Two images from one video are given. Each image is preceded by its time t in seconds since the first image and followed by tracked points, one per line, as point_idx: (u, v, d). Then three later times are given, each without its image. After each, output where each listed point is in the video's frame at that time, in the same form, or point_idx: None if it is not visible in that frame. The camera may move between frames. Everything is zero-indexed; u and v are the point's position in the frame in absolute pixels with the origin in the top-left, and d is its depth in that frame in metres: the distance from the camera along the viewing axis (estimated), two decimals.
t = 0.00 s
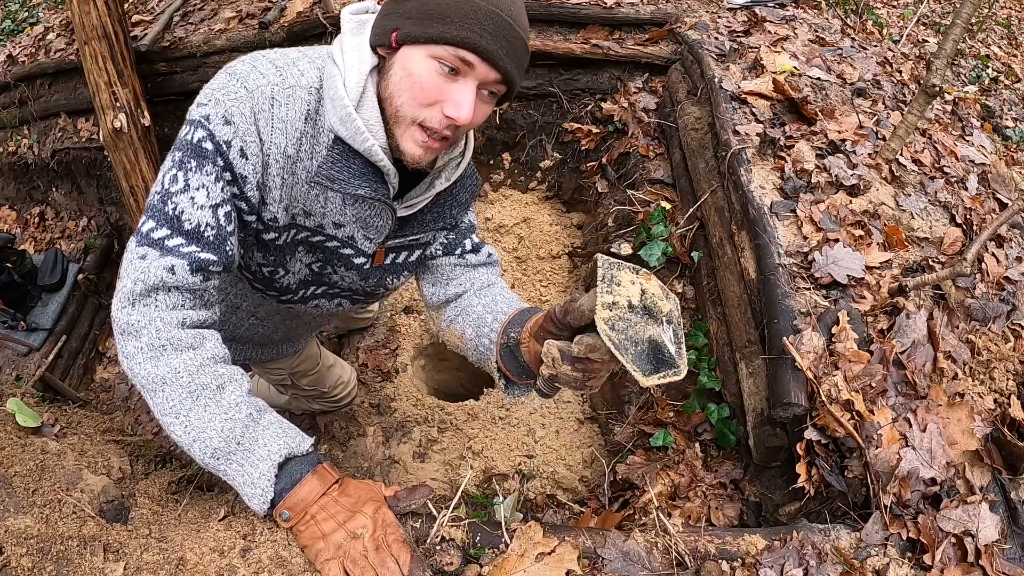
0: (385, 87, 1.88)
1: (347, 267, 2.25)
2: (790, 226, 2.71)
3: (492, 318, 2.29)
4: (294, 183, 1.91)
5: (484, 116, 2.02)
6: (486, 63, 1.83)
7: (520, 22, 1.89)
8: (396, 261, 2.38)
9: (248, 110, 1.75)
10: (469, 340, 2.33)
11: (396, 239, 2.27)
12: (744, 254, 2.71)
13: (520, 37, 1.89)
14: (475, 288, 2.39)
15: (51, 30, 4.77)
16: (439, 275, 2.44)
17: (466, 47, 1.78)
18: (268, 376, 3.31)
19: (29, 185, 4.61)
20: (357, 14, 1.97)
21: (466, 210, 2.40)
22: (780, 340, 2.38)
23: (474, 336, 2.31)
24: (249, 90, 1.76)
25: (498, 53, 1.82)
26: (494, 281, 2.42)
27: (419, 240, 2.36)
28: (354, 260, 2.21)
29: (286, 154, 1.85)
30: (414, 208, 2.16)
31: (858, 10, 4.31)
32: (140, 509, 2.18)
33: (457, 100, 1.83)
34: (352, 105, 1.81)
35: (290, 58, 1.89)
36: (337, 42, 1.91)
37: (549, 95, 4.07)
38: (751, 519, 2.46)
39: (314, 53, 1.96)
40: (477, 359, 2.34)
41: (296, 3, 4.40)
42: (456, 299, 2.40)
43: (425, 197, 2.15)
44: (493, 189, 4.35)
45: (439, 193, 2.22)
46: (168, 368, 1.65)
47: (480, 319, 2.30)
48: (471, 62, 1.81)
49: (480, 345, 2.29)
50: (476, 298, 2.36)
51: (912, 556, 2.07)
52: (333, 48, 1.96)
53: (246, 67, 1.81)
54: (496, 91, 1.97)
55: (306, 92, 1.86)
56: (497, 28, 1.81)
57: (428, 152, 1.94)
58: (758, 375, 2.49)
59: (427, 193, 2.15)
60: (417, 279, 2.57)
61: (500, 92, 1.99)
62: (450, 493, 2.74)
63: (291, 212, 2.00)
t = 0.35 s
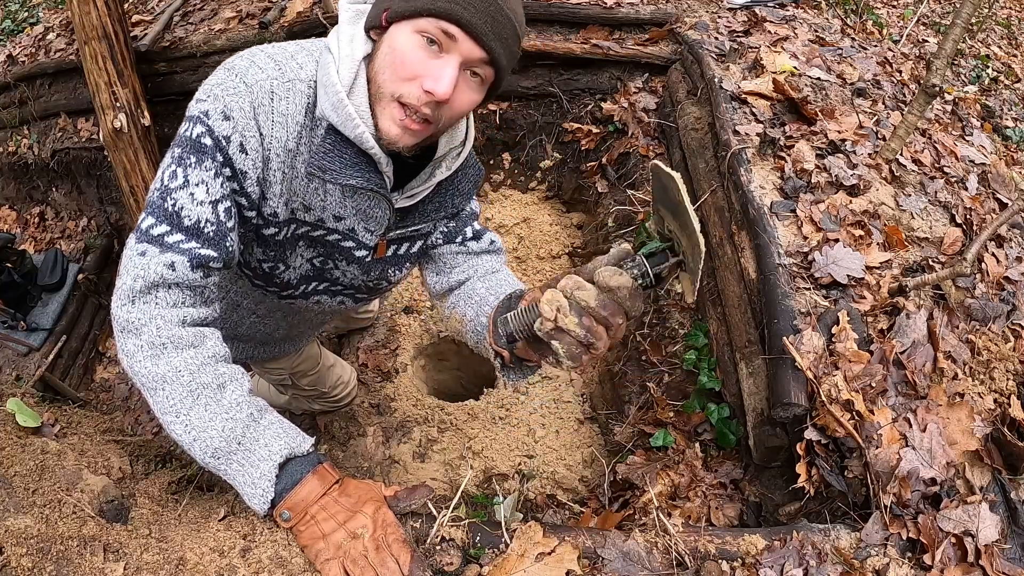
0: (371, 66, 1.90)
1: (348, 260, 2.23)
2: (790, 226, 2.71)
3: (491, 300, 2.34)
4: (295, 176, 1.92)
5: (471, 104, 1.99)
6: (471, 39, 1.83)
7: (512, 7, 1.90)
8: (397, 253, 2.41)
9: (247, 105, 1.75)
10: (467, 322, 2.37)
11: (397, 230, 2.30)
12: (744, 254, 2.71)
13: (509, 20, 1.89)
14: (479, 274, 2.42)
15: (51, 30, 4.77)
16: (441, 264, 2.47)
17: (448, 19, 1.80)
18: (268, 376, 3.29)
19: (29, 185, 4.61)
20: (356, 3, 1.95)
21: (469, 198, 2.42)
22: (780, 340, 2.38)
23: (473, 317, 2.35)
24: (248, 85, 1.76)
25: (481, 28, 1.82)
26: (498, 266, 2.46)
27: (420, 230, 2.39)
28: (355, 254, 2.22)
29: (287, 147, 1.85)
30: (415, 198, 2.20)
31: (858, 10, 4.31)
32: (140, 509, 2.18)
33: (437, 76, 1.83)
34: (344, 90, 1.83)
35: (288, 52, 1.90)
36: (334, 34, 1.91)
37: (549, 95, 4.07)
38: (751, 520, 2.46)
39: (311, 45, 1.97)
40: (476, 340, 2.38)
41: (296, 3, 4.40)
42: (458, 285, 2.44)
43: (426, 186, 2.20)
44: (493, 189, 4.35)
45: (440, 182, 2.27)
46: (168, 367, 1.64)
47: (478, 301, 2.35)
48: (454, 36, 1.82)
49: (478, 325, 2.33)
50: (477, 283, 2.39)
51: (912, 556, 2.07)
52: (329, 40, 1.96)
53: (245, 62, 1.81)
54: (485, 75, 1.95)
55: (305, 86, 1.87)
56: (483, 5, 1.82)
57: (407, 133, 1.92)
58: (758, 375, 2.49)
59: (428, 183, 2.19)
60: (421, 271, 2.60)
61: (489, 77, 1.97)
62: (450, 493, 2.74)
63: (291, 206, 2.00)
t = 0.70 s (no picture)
0: (368, 73, 1.90)
1: (348, 262, 2.24)
2: (790, 226, 2.71)
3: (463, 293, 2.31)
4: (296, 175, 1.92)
5: (468, 113, 1.99)
6: (466, 49, 1.83)
7: (512, 19, 1.89)
8: (396, 252, 2.43)
9: (249, 103, 1.75)
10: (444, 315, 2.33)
11: (399, 230, 2.32)
12: (744, 255, 2.71)
13: (508, 30, 1.88)
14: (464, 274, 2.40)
15: (51, 30, 4.77)
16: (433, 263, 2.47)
17: (443, 29, 1.79)
18: (269, 375, 3.25)
19: (29, 185, 4.61)
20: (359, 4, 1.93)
21: (468, 199, 2.43)
22: (780, 340, 2.38)
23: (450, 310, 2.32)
24: (251, 83, 1.77)
25: (477, 39, 1.82)
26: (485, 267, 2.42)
27: (419, 231, 2.40)
28: (354, 254, 2.22)
29: (289, 145, 1.86)
30: (416, 198, 2.20)
31: (858, 10, 4.31)
32: (140, 509, 2.18)
33: (431, 86, 1.83)
34: (339, 96, 1.83)
35: (291, 51, 1.91)
36: (335, 34, 1.92)
37: (549, 95, 4.08)
38: (751, 519, 2.45)
39: (315, 45, 1.99)
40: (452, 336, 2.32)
41: (296, 3, 4.40)
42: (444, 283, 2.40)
43: (427, 186, 2.19)
44: (493, 189, 4.35)
45: (442, 182, 2.28)
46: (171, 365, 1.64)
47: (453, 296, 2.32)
48: (449, 47, 1.82)
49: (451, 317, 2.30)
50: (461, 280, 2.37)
51: (912, 556, 2.07)
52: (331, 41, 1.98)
53: (248, 60, 1.82)
54: (482, 84, 1.94)
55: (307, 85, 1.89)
56: (480, 16, 1.81)
57: (403, 140, 1.91)
58: (758, 375, 2.49)
59: (429, 183, 2.19)
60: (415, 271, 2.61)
61: (487, 87, 1.96)
62: (452, 493, 2.74)
63: (292, 204, 2.00)
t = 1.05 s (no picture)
0: (373, 57, 1.95)
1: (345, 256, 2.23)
2: (790, 226, 2.71)
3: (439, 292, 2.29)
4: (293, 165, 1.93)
5: (472, 89, 2.04)
6: (468, 27, 1.88)
7: None
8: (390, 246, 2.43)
9: (245, 92, 1.76)
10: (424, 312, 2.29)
11: (394, 225, 2.35)
12: (744, 254, 2.71)
13: (507, 7, 1.93)
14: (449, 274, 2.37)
15: (51, 30, 4.77)
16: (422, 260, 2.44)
17: (445, 8, 1.84)
18: (270, 376, 3.16)
19: (29, 185, 4.61)
20: None
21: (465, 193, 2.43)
22: (780, 340, 2.38)
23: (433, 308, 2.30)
24: (247, 72, 1.78)
25: (479, 15, 1.87)
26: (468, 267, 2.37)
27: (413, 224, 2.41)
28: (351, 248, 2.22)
29: (286, 134, 1.87)
30: (412, 189, 2.27)
31: (858, 10, 4.31)
32: (140, 509, 2.18)
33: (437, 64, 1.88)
34: (343, 81, 1.86)
35: (286, 42, 1.92)
36: (332, 25, 1.95)
37: (549, 95, 4.10)
38: (751, 519, 2.45)
39: (310, 37, 2.01)
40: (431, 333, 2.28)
41: (296, 3, 4.40)
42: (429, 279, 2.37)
43: (422, 177, 2.25)
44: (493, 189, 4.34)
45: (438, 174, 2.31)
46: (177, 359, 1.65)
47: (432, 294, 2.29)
48: (452, 26, 1.87)
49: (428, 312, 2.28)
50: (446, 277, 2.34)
51: (912, 556, 2.07)
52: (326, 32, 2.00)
53: (244, 51, 1.83)
54: (484, 59, 1.99)
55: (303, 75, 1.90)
56: None
57: (413, 120, 1.96)
58: (758, 375, 2.49)
59: (426, 173, 2.25)
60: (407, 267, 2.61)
61: (488, 62, 2.01)
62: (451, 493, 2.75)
63: (291, 195, 2.00)
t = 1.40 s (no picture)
0: (374, 56, 1.94)
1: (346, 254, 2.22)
2: (790, 226, 2.71)
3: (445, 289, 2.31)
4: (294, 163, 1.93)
5: (474, 87, 2.04)
6: (472, 25, 1.88)
7: None
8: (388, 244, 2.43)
9: (245, 92, 1.76)
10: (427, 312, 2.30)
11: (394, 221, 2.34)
12: (744, 254, 2.71)
13: (508, 5, 1.94)
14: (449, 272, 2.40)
15: (51, 30, 4.77)
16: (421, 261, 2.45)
17: (449, 6, 1.84)
18: (270, 376, 3.17)
19: (29, 185, 4.61)
20: None
21: (462, 190, 2.43)
22: (780, 340, 2.38)
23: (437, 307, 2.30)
24: (246, 71, 1.78)
25: (482, 14, 1.87)
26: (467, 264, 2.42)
27: (410, 222, 2.40)
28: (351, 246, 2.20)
29: (285, 133, 1.87)
30: (411, 186, 2.25)
31: (858, 10, 4.31)
32: (140, 509, 2.18)
33: (441, 62, 1.89)
34: (344, 78, 1.84)
35: (285, 42, 1.92)
36: (331, 25, 1.94)
37: (549, 95, 4.10)
38: (751, 519, 2.45)
39: (309, 37, 2.00)
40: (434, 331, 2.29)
41: (296, 3, 4.40)
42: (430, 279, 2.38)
43: (421, 176, 2.23)
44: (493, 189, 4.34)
45: (437, 172, 2.30)
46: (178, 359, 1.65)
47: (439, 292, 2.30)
48: (455, 24, 1.87)
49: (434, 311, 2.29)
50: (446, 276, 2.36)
51: (912, 556, 2.07)
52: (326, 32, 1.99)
53: (243, 50, 1.83)
54: (485, 58, 2.00)
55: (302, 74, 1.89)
56: None
57: (414, 116, 1.95)
58: (758, 375, 2.49)
59: (424, 171, 2.24)
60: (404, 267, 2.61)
61: (489, 60, 2.02)
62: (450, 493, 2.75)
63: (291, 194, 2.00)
